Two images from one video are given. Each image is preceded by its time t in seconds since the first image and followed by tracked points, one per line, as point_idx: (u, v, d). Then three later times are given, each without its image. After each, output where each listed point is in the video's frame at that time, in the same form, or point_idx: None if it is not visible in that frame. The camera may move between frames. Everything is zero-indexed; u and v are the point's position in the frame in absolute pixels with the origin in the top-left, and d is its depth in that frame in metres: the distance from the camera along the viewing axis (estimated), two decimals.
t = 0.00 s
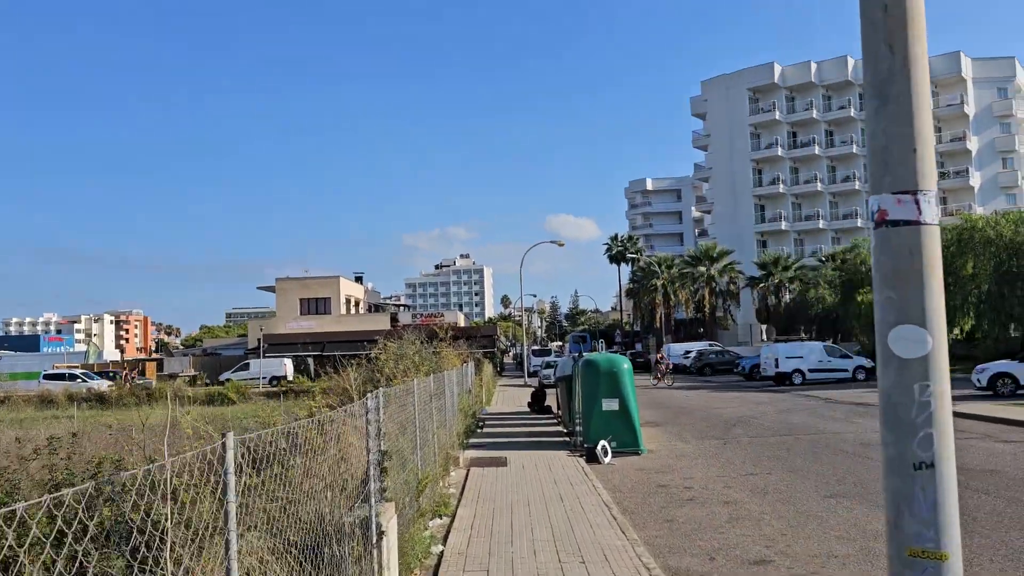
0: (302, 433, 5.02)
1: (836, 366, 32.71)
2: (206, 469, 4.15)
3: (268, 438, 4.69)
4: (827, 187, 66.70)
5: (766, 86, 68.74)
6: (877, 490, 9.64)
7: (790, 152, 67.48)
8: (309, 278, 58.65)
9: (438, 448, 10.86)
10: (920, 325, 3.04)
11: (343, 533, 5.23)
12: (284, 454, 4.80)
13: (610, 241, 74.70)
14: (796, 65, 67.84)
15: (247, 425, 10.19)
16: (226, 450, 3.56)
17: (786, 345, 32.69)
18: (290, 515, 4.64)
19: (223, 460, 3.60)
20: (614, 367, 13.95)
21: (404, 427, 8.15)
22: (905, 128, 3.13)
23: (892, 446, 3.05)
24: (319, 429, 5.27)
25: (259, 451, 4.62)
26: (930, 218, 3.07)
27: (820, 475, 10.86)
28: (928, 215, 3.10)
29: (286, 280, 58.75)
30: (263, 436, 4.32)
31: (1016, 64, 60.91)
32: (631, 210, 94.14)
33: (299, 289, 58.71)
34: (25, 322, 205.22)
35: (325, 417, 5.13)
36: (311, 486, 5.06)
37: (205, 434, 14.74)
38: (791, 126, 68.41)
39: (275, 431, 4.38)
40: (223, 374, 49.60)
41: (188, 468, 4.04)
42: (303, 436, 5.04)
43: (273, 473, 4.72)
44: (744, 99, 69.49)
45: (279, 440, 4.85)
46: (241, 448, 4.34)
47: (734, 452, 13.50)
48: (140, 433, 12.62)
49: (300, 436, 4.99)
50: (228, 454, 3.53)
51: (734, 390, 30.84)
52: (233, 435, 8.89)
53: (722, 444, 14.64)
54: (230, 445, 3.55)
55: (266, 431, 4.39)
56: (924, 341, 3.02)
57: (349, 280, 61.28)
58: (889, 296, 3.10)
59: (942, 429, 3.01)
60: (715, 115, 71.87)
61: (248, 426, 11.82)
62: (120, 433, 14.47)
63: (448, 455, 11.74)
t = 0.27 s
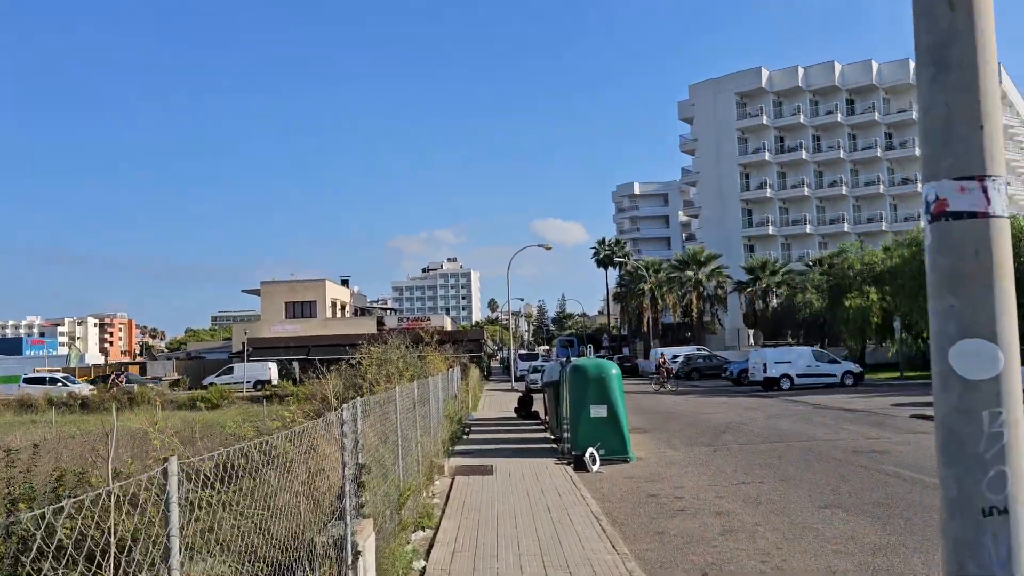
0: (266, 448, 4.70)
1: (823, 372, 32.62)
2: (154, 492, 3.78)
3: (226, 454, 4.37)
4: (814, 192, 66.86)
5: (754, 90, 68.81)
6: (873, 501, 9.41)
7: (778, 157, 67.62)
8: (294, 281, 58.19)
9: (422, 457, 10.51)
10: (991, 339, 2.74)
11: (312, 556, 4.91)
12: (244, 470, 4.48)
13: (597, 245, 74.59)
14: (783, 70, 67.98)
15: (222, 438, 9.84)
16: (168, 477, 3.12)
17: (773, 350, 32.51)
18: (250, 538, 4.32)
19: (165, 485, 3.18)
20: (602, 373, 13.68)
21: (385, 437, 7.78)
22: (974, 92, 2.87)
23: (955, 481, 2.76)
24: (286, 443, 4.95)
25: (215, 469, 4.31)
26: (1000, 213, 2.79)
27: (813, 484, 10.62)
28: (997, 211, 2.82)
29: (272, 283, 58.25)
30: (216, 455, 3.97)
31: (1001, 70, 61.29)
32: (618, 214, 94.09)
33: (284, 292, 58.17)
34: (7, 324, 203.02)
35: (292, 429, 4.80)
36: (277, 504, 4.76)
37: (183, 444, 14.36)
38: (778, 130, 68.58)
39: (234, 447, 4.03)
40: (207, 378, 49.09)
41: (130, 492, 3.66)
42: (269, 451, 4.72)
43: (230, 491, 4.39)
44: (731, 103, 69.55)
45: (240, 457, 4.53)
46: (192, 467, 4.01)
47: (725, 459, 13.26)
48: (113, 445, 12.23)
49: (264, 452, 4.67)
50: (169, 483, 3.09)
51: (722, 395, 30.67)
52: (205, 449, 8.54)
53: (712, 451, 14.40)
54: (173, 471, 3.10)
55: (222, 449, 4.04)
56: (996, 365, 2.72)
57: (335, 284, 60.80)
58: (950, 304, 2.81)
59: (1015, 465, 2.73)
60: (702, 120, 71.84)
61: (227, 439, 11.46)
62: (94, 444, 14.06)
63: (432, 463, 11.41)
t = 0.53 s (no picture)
0: (236, 459, 4.40)
1: (815, 375, 32.46)
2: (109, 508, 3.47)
3: (193, 465, 4.07)
4: (804, 196, 66.82)
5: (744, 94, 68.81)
6: (873, 508, 9.15)
7: (768, 160, 67.59)
8: (283, 283, 57.72)
9: (409, 464, 10.19)
10: None
11: (288, 572, 4.62)
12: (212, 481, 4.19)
13: (588, 248, 74.39)
14: (774, 74, 67.98)
15: (203, 446, 9.53)
16: (104, 498, 2.83)
17: (765, 354, 32.33)
18: (220, 555, 4.02)
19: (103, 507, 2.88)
20: (595, 375, 13.42)
21: (370, 443, 7.46)
22: None
23: None
24: (259, 452, 4.65)
25: (179, 480, 4.02)
26: None
27: (812, 490, 10.37)
28: None
29: (260, 285, 57.77)
30: (177, 466, 3.66)
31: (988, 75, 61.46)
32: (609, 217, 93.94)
33: (272, 294, 57.67)
34: None
35: (265, 437, 4.50)
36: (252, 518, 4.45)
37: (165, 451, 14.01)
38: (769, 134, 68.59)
39: (197, 460, 3.72)
40: (194, 381, 48.52)
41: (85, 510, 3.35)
42: (240, 460, 4.43)
43: (196, 504, 4.11)
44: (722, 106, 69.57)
45: (207, 467, 4.23)
46: (152, 480, 3.70)
47: (720, 464, 13.00)
48: (92, 451, 11.90)
49: (235, 463, 4.36)
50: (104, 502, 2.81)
51: (713, 399, 30.45)
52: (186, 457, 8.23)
53: (706, 456, 14.13)
54: (108, 491, 2.81)
55: (184, 461, 3.73)
56: None
57: (323, 286, 60.29)
58: None
59: None
60: (693, 123, 71.77)
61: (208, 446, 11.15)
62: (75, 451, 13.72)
63: (419, 468, 11.11)
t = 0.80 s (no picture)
0: (218, 471, 4.14)
1: (813, 377, 32.24)
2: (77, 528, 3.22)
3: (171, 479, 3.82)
4: (800, 197, 66.66)
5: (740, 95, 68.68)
6: (882, 515, 8.89)
7: (764, 161, 67.39)
8: (276, 285, 57.34)
9: (403, 471, 9.88)
10: None
11: None
12: (189, 496, 3.93)
13: (583, 249, 74.18)
14: (769, 75, 67.85)
15: (190, 453, 9.24)
16: (41, 535, 2.55)
17: (763, 356, 32.14)
18: (199, 573, 3.76)
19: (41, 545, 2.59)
20: (594, 378, 13.15)
21: (362, 449, 7.19)
22: None
23: None
24: (242, 462, 4.38)
25: (153, 496, 3.77)
26: None
27: (817, 497, 10.09)
28: None
29: (253, 286, 57.39)
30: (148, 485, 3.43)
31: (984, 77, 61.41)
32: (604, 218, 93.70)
33: (266, 296, 57.30)
34: None
35: (248, 447, 4.23)
36: (233, 535, 4.19)
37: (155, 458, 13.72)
38: (765, 135, 68.47)
39: (168, 476, 3.45)
40: (186, 384, 48.11)
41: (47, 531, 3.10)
42: (221, 473, 4.18)
43: (172, 521, 3.85)
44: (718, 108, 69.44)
45: (184, 480, 3.97)
46: (124, 498, 3.45)
47: (721, 469, 12.73)
48: (78, 459, 11.62)
49: (215, 476, 4.10)
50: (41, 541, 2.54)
51: (711, 401, 30.19)
52: (172, 467, 7.94)
53: (706, 461, 13.85)
54: (42, 530, 2.53)
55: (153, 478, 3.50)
56: None
57: (318, 287, 59.92)
58: None
59: None
60: (688, 125, 71.60)
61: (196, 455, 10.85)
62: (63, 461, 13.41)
63: (414, 474, 10.82)
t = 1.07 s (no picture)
0: (198, 481, 3.87)
1: (813, 379, 32.00)
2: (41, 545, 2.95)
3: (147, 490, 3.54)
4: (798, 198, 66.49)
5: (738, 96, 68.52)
6: (894, 520, 8.62)
7: (762, 162, 67.23)
8: (273, 287, 57.04)
9: (400, 476, 9.58)
10: None
11: None
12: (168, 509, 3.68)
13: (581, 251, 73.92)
14: (768, 75, 67.70)
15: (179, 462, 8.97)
16: None
17: (763, 357, 31.93)
18: None
19: None
20: (593, 381, 12.92)
21: (354, 458, 6.91)
22: None
23: None
24: (221, 473, 4.12)
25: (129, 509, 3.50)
26: None
27: (826, 502, 9.80)
28: None
29: (250, 288, 57.11)
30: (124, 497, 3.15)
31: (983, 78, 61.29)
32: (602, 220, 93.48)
33: (262, 298, 56.96)
34: None
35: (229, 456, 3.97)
36: (211, 552, 3.94)
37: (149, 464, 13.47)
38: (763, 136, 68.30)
39: (145, 490, 3.19)
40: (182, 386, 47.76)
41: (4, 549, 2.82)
42: (202, 483, 3.91)
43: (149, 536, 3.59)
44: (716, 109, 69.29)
45: (160, 493, 3.72)
46: (93, 513, 3.17)
47: (727, 473, 12.45)
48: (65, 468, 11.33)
49: (194, 486, 3.84)
50: None
51: (711, 403, 29.92)
52: (160, 479, 7.65)
53: (709, 464, 13.56)
54: None
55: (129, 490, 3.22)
56: None
57: (314, 289, 59.57)
58: None
59: None
60: (687, 126, 71.39)
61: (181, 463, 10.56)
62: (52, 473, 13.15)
63: (410, 480, 10.55)
